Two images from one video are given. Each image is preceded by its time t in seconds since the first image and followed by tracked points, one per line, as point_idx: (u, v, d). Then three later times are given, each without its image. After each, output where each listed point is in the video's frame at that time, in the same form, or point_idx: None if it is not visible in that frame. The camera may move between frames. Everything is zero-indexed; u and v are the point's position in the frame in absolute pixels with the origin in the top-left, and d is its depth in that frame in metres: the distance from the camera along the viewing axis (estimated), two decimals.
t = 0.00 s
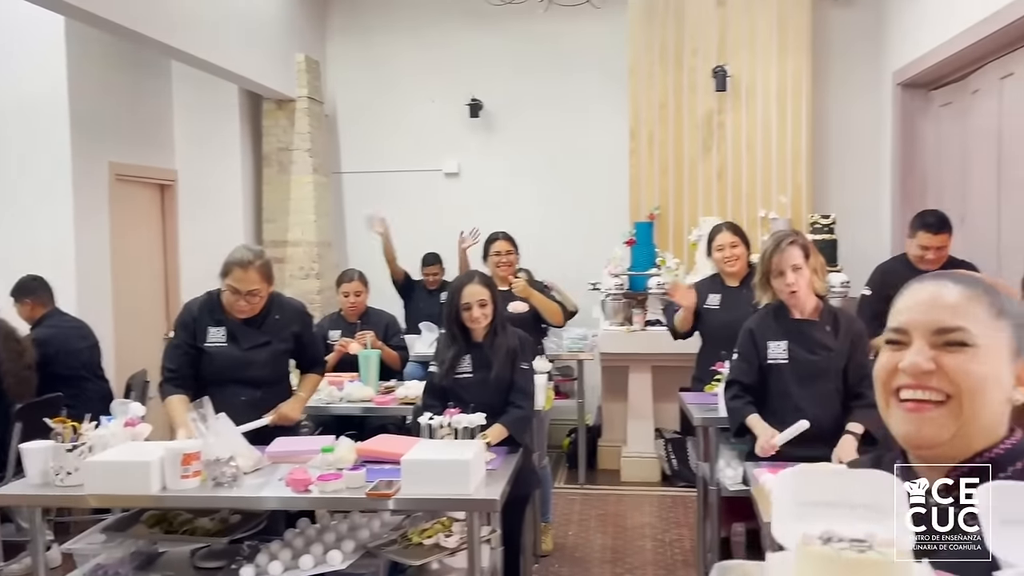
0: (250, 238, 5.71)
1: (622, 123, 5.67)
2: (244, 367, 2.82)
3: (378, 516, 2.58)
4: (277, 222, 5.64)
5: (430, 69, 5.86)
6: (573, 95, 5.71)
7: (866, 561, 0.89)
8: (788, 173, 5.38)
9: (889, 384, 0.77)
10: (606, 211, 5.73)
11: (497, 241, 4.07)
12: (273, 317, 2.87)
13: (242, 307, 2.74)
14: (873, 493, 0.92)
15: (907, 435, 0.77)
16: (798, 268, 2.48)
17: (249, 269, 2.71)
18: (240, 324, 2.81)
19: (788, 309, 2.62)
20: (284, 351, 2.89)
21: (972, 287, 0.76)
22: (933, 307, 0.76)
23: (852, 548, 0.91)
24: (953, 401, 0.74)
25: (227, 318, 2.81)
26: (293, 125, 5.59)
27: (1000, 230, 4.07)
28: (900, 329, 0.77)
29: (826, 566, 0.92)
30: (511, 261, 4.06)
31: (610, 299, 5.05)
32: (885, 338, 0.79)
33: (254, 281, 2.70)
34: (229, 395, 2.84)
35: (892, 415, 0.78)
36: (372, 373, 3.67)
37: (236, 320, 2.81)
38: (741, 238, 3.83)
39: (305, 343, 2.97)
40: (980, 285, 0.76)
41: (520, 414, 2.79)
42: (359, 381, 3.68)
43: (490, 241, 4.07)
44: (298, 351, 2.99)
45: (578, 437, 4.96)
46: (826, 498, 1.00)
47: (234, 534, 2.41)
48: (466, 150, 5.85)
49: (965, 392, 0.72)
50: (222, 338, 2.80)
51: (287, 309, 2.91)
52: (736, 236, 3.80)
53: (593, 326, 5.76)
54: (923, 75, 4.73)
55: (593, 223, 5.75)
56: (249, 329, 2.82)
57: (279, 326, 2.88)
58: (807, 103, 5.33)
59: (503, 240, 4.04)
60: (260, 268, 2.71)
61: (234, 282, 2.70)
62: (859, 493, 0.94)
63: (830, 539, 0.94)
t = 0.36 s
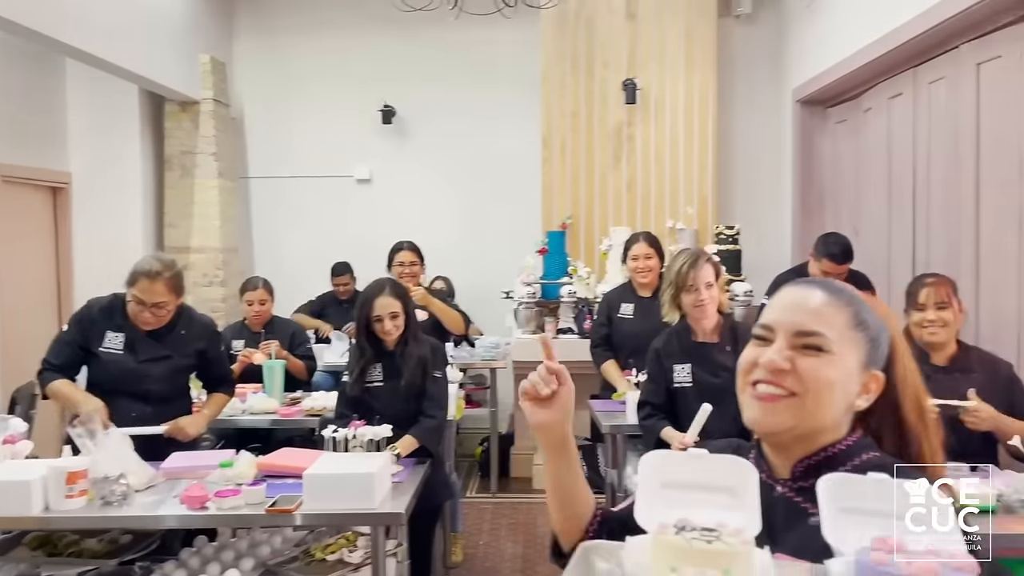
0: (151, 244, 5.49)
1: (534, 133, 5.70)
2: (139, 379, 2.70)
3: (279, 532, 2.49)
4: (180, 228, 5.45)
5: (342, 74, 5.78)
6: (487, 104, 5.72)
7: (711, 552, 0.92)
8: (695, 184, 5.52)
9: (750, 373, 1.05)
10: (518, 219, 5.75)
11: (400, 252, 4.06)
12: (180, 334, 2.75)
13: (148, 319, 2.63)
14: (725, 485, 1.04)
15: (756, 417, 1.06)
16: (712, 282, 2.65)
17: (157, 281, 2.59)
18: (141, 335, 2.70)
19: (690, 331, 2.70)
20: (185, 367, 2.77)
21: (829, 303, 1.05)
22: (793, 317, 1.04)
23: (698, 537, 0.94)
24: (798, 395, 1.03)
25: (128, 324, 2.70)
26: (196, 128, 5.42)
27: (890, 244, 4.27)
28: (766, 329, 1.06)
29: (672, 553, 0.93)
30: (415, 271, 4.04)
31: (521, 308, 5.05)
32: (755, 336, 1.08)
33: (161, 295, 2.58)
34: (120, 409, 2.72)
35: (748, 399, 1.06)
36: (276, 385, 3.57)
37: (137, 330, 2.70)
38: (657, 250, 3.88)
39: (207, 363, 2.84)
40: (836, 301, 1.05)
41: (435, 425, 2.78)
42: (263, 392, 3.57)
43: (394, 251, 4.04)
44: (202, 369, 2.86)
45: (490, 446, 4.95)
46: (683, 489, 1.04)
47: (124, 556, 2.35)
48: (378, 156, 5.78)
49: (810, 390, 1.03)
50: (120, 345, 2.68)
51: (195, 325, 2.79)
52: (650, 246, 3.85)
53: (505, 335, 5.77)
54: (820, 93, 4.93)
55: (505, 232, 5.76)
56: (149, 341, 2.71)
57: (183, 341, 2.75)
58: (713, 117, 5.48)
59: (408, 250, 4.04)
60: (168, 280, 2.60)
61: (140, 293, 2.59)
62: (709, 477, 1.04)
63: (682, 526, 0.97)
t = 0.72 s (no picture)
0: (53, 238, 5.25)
1: (456, 128, 5.67)
2: (28, 378, 2.57)
3: (187, 535, 2.41)
4: (85, 221, 5.22)
5: (258, 64, 5.63)
6: (408, 98, 5.66)
7: (595, 525, 1.06)
8: (615, 182, 5.59)
9: (619, 360, 1.27)
10: (440, 215, 5.71)
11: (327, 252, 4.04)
12: (71, 327, 2.63)
13: (32, 313, 2.50)
14: (587, 468, 1.23)
15: (622, 399, 1.27)
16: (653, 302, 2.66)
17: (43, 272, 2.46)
18: (29, 332, 2.56)
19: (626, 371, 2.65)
20: (77, 365, 2.65)
21: (683, 301, 1.30)
22: (657, 312, 1.28)
23: (581, 513, 1.08)
24: (659, 379, 1.26)
25: (14, 322, 2.55)
26: (102, 117, 5.20)
27: (801, 242, 4.40)
28: (633, 322, 1.29)
29: (563, 529, 1.05)
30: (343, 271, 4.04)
31: (444, 304, 5.05)
32: (621, 328, 1.30)
33: (47, 287, 2.45)
34: (10, 411, 2.58)
35: (615, 382, 1.27)
36: (186, 384, 3.45)
37: (25, 326, 2.56)
38: (580, 249, 3.90)
39: (103, 360, 2.72)
40: (686, 300, 1.31)
41: (367, 421, 2.76)
42: (172, 391, 3.45)
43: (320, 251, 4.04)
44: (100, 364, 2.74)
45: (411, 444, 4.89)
46: (552, 475, 1.22)
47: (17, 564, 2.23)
48: (296, 150, 5.66)
49: (670, 374, 1.26)
50: (7, 344, 2.54)
51: (89, 320, 2.67)
52: (574, 246, 3.87)
53: (427, 331, 5.73)
54: (737, 94, 5.05)
55: (427, 228, 5.72)
56: (40, 338, 2.58)
57: (76, 337, 2.64)
58: (633, 115, 5.55)
59: (333, 251, 4.02)
60: (55, 273, 2.47)
61: (25, 286, 2.45)
62: (572, 467, 1.22)
63: (565, 505, 1.11)
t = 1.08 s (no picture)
0: None
1: (395, 114, 5.60)
2: None
3: (115, 526, 2.34)
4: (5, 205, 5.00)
5: (190, 44, 5.46)
6: (346, 82, 5.56)
7: (557, 471, 1.07)
8: (556, 170, 5.61)
9: (521, 345, 1.28)
10: (378, 202, 5.64)
11: (273, 230, 3.98)
12: None
13: None
14: (510, 438, 1.25)
15: (528, 384, 1.30)
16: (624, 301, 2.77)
17: None
18: None
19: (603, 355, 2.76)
20: None
21: (574, 281, 1.31)
22: (553, 295, 1.28)
23: (536, 465, 1.08)
24: (562, 361, 1.29)
25: None
26: (24, 96, 4.98)
27: (737, 229, 4.48)
28: (530, 308, 1.29)
29: (531, 478, 1.04)
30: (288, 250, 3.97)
31: (383, 291, 4.94)
32: (518, 313, 1.30)
33: None
34: None
35: (519, 368, 1.30)
36: (115, 372, 3.33)
37: None
38: (524, 239, 3.87)
39: (10, 347, 2.62)
40: (577, 280, 1.32)
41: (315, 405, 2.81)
42: (99, 380, 3.33)
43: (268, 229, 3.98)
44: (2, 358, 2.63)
45: (349, 432, 4.83)
46: (479, 441, 1.25)
47: None
48: (230, 133, 5.51)
49: (571, 357, 1.29)
50: None
51: None
52: (517, 236, 3.85)
53: (366, 319, 5.66)
54: (675, 83, 5.10)
55: (366, 214, 5.63)
56: None
57: None
58: (573, 102, 5.57)
59: (281, 228, 3.96)
60: None
61: None
62: (491, 434, 1.25)
63: (517, 462, 1.11)
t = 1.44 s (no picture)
0: None
1: (358, 95, 5.53)
2: None
3: (75, 511, 2.28)
4: None
5: (148, 21, 5.33)
6: (309, 62, 5.47)
7: (560, 431, 1.13)
8: (522, 153, 5.59)
9: (467, 291, 1.29)
10: (342, 185, 5.57)
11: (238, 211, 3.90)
12: None
13: None
14: (496, 401, 1.28)
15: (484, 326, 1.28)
16: (590, 286, 2.76)
17: None
18: None
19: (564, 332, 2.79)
20: None
21: (502, 243, 1.38)
22: (483, 250, 1.34)
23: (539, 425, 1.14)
24: (510, 296, 1.29)
25: None
26: None
27: (702, 213, 4.52)
28: (465, 263, 1.32)
29: (539, 437, 1.10)
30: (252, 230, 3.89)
31: (347, 275, 4.94)
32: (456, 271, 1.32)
33: None
34: None
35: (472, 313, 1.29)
36: (73, 356, 3.26)
37: None
38: (488, 223, 3.82)
39: None
40: (500, 240, 1.38)
41: (282, 384, 2.81)
42: (56, 364, 3.25)
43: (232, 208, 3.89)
44: None
45: (314, 417, 4.79)
46: (471, 411, 1.26)
47: None
48: (190, 113, 5.40)
49: (518, 295, 1.30)
50: None
51: None
52: (482, 221, 3.79)
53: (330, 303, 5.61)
54: (640, 67, 5.11)
55: (329, 197, 5.57)
56: None
57: None
58: (538, 85, 5.56)
59: (247, 208, 3.89)
60: None
61: None
62: (479, 401, 1.27)
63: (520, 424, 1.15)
